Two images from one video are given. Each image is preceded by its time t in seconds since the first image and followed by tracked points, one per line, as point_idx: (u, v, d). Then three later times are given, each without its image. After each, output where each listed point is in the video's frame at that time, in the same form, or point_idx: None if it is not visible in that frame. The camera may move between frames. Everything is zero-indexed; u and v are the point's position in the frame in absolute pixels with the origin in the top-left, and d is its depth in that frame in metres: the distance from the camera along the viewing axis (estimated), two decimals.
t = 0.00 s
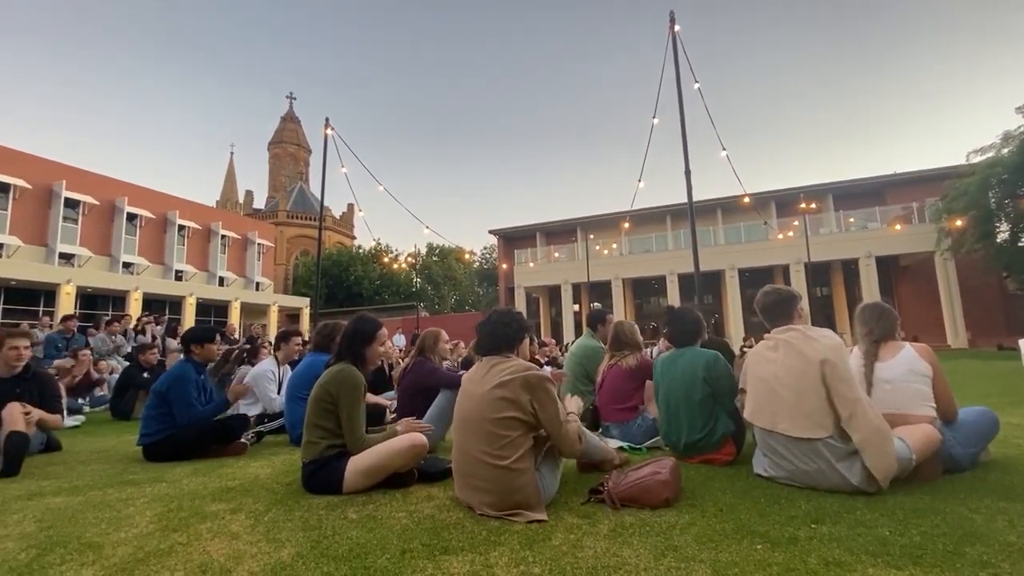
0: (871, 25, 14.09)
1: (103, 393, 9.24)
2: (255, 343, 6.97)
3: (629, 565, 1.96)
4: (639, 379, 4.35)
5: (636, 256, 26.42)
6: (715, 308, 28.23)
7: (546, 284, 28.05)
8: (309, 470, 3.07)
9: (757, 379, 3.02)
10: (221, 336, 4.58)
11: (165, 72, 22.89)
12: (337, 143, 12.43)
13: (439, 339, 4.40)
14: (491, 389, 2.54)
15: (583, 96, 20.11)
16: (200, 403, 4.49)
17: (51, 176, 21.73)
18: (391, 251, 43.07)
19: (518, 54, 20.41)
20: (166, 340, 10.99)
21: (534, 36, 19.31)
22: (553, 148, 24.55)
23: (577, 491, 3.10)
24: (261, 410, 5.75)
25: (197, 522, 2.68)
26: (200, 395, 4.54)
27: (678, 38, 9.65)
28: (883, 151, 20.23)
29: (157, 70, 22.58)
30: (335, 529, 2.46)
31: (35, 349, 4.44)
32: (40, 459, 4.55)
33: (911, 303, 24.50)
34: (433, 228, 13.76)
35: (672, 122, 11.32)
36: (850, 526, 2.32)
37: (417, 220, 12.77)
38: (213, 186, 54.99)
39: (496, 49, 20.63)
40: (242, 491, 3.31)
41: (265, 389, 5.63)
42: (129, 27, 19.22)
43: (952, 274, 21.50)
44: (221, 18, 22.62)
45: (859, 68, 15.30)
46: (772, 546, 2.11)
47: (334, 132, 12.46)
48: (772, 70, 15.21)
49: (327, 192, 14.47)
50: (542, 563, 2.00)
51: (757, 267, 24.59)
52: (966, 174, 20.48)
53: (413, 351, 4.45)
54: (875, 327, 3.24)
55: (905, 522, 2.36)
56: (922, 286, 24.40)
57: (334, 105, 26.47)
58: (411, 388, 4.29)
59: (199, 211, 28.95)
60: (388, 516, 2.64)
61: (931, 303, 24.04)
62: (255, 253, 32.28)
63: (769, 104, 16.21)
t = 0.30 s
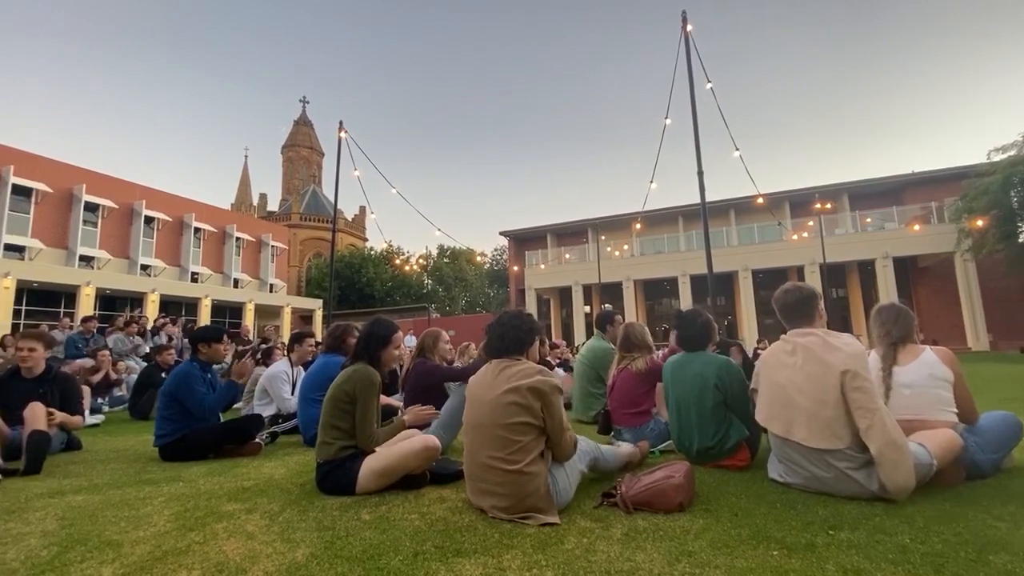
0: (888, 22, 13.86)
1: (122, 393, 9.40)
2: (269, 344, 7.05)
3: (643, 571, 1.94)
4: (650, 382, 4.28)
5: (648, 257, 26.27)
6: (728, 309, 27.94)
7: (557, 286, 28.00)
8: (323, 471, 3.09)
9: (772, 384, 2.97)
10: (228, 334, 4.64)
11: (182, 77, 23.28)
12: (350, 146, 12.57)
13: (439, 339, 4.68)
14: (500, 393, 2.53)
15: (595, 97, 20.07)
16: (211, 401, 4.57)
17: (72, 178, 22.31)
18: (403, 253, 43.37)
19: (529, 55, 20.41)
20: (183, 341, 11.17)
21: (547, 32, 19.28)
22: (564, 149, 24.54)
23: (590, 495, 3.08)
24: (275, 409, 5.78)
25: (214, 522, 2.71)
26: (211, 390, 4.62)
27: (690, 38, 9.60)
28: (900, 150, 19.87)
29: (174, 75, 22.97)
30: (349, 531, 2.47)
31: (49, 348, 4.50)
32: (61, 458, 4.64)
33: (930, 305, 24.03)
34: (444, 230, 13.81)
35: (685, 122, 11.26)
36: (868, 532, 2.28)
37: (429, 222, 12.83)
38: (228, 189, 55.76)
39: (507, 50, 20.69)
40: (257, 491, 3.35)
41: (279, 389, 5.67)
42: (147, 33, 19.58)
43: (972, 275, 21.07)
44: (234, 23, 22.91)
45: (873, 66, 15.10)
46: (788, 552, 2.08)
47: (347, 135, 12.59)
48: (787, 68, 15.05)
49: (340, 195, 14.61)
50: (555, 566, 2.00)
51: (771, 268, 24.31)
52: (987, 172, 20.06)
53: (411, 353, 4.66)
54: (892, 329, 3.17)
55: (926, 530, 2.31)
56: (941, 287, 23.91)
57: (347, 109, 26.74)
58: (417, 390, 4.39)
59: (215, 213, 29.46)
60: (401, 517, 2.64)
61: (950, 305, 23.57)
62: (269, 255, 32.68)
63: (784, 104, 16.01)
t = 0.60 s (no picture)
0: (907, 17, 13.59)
1: (142, 393, 9.57)
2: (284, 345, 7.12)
3: None
4: (667, 383, 4.24)
5: (661, 258, 26.08)
6: (742, 311, 27.61)
7: (569, 287, 27.94)
8: (338, 471, 3.11)
9: (786, 389, 2.92)
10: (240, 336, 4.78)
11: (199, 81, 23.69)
12: (364, 149, 12.69)
13: (444, 339, 4.79)
14: (514, 394, 2.53)
15: (607, 98, 20.02)
16: (225, 400, 4.68)
17: (92, 182, 22.81)
18: (415, 255, 43.62)
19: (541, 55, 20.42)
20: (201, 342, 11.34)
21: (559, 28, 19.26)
22: (576, 150, 24.48)
23: (604, 498, 3.05)
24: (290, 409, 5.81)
25: (232, 521, 2.75)
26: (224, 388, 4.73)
27: (704, 36, 9.54)
28: (920, 148, 19.47)
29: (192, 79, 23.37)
30: (364, 531, 2.48)
31: (70, 349, 4.58)
32: (83, 456, 4.74)
33: (951, 307, 23.50)
34: (457, 231, 13.85)
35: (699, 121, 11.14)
36: (891, 539, 2.23)
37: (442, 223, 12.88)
38: (244, 192, 56.60)
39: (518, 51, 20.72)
40: (273, 490, 3.38)
41: (293, 389, 5.72)
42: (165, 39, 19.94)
43: (995, 276, 20.56)
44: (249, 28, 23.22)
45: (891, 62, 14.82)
46: (808, 558, 2.04)
47: (361, 138, 12.73)
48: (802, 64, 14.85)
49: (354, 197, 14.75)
50: (570, 569, 1.98)
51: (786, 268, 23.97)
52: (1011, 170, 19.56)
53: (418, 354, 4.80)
54: (918, 330, 3.10)
55: (952, 538, 2.26)
56: (962, 288, 23.36)
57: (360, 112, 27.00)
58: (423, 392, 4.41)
59: (230, 216, 29.82)
60: (415, 519, 2.65)
61: (973, 306, 23.03)
62: (284, 257, 33.08)
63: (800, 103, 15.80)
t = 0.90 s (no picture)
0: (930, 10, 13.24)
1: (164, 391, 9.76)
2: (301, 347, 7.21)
3: None
4: (685, 384, 4.20)
5: (676, 258, 25.84)
6: (759, 311, 27.21)
7: (583, 287, 27.84)
8: (356, 471, 3.13)
9: (801, 394, 2.86)
10: (256, 337, 4.86)
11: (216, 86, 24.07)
12: (379, 150, 12.80)
13: (454, 339, 4.80)
14: (531, 397, 2.53)
15: (621, 98, 19.92)
16: (242, 399, 4.75)
17: (115, 186, 23.36)
18: (429, 256, 43.86)
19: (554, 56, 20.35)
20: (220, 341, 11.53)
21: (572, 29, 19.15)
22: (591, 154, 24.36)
23: (621, 501, 3.03)
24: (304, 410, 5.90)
25: (251, 520, 2.78)
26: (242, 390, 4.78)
27: (720, 34, 9.44)
28: (944, 144, 18.96)
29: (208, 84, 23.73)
30: (381, 532, 2.50)
31: (94, 350, 4.69)
32: (108, 455, 4.84)
33: (976, 308, 22.87)
34: (471, 231, 13.87)
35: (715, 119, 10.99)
36: (916, 548, 2.18)
37: (456, 224, 12.93)
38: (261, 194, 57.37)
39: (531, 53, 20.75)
40: (292, 490, 3.42)
41: (304, 390, 5.84)
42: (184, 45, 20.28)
43: (1022, 275, 19.97)
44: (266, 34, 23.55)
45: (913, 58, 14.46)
46: (830, 567, 1.99)
47: (376, 141, 12.85)
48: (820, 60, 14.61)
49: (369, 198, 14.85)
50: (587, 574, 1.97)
51: (804, 268, 23.57)
52: None
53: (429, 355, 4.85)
54: (945, 334, 3.01)
55: (980, 546, 2.20)
56: (988, 288, 22.72)
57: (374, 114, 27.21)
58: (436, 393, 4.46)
59: (248, 218, 30.27)
60: (432, 520, 2.66)
61: (999, 307, 22.40)
62: (300, 258, 33.49)
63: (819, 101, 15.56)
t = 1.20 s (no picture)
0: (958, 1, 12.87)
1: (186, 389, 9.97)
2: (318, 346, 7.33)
3: None
4: (703, 386, 4.15)
5: (692, 257, 25.57)
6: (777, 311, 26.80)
7: (598, 287, 27.71)
8: (376, 469, 3.16)
9: (822, 396, 2.81)
10: (273, 336, 4.90)
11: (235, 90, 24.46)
12: (395, 151, 12.91)
13: (467, 339, 4.81)
14: (548, 399, 2.51)
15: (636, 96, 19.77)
16: (260, 397, 4.81)
17: (138, 189, 23.93)
18: (444, 256, 44.08)
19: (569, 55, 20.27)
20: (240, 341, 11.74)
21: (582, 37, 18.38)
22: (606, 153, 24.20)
23: (640, 502, 3.00)
24: (320, 410, 5.99)
25: (273, 517, 2.83)
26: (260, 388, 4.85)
27: (738, 29, 9.32)
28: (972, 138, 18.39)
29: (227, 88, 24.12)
30: (400, 530, 2.52)
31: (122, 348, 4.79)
32: (134, 451, 4.97)
33: (1005, 308, 22.17)
34: (485, 231, 13.91)
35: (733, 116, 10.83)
36: (948, 553, 2.11)
37: (470, 224, 12.99)
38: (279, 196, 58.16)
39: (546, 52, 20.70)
40: (312, 487, 3.46)
41: (316, 389, 6.06)
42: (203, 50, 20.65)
43: None
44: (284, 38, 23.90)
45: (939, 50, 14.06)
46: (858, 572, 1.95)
47: (391, 141, 12.93)
48: (842, 54, 14.23)
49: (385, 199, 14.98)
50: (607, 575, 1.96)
51: (825, 266, 23.12)
52: None
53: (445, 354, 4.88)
54: (974, 335, 2.92)
55: (1016, 553, 2.12)
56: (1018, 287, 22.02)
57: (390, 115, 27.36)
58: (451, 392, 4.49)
59: (266, 220, 30.74)
60: (450, 519, 2.67)
61: None
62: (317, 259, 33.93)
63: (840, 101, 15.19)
